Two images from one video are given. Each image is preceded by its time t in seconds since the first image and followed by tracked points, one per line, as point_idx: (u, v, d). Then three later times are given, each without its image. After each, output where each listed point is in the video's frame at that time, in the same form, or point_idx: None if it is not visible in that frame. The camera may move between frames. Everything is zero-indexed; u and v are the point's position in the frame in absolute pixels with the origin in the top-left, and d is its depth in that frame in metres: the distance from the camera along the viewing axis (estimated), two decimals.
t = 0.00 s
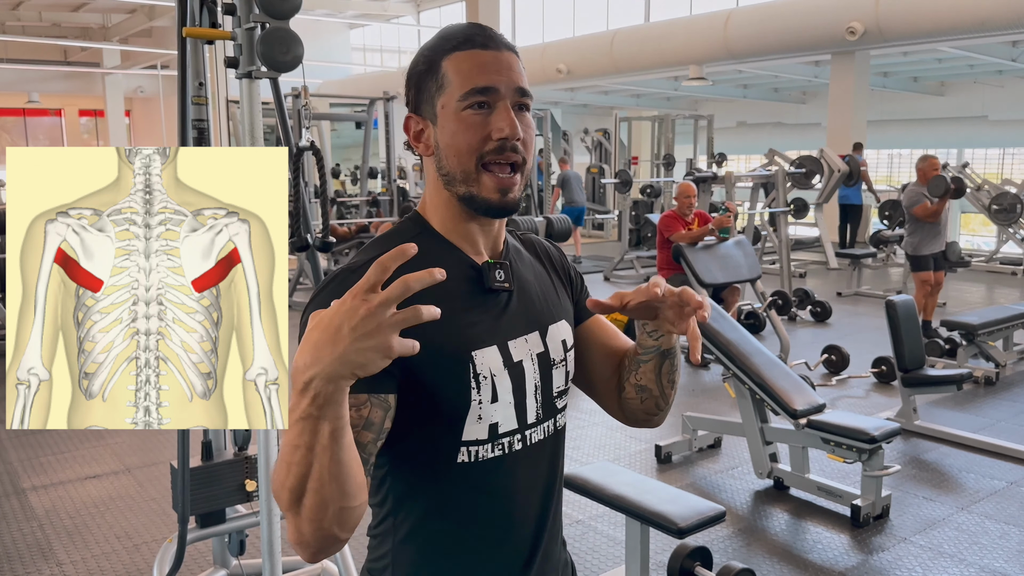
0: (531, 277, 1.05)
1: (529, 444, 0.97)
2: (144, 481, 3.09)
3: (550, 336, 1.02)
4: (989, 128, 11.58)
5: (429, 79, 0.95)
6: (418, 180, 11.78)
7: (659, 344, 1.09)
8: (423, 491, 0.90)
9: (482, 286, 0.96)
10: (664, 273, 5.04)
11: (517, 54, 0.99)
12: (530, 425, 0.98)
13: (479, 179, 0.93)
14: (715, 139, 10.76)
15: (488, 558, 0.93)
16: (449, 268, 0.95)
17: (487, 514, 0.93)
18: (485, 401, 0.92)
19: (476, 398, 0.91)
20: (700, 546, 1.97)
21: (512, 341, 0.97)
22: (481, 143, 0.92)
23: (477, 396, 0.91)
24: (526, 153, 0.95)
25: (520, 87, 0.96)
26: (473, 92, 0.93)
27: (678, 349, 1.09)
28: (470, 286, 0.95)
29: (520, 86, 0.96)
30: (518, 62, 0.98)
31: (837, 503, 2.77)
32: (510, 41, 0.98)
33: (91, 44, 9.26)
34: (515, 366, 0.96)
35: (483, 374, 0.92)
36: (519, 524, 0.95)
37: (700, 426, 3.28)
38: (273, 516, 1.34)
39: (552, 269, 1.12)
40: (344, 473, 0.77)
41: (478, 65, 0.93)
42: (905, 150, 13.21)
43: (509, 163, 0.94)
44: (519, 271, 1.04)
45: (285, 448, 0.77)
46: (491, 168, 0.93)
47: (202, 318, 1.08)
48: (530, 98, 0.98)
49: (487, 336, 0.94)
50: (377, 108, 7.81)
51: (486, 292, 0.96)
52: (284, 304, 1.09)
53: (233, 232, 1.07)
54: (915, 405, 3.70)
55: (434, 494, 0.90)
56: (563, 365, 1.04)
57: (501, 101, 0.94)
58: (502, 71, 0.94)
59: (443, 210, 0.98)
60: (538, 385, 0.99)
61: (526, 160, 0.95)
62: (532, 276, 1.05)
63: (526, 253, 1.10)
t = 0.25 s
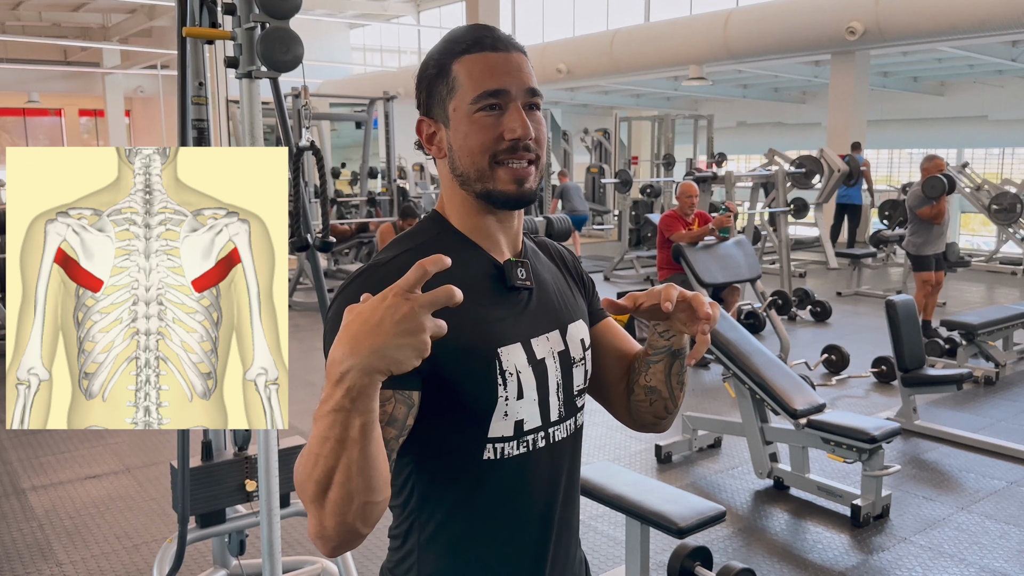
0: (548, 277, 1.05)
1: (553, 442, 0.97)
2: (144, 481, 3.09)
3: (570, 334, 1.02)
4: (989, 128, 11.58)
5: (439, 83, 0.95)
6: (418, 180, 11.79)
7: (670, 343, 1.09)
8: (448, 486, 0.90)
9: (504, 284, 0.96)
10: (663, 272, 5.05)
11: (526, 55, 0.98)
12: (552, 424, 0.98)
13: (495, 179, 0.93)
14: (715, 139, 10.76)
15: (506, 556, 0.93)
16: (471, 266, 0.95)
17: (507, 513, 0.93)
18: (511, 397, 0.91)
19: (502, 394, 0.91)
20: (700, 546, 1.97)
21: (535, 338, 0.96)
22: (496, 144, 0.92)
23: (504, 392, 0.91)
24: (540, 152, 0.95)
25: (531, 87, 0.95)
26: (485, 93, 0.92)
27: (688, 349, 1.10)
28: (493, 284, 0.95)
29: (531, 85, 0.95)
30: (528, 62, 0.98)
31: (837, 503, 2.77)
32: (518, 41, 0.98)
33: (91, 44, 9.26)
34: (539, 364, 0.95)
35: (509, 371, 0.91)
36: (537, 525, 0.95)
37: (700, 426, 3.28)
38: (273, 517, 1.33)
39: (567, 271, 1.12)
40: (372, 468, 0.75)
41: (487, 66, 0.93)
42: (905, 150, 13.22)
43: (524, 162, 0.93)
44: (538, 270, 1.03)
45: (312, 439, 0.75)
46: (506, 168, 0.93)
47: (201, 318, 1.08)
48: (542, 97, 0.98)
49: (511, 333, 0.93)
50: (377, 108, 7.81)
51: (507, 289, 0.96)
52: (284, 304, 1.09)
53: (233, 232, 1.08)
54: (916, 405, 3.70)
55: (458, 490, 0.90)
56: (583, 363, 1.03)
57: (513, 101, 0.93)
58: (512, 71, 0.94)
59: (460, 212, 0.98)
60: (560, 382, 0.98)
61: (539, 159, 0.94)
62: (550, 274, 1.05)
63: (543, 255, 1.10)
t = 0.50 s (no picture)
0: (554, 276, 1.05)
1: (559, 440, 0.97)
2: (144, 481, 3.09)
3: (575, 333, 1.02)
4: (989, 128, 11.59)
5: (443, 88, 0.95)
6: (418, 180, 11.79)
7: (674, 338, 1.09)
8: (458, 486, 0.90)
9: (511, 284, 0.96)
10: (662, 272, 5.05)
11: (528, 56, 0.97)
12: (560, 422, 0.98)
13: (500, 184, 0.93)
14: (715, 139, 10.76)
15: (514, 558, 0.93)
16: (478, 266, 0.95)
17: (514, 514, 0.92)
18: (520, 396, 0.91)
19: (511, 393, 0.91)
20: (700, 546, 1.97)
21: (544, 336, 0.96)
22: (500, 149, 0.92)
23: (513, 390, 0.91)
24: (545, 155, 0.94)
25: (535, 89, 0.94)
26: (488, 99, 0.92)
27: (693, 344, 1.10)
28: (500, 283, 0.96)
29: (535, 88, 0.94)
30: (531, 63, 0.97)
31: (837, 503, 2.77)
32: (521, 43, 0.96)
33: (92, 44, 9.26)
34: (548, 364, 0.95)
35: (518, 369, 0.91)
36: (543, 527, 0.95)
37: (700, 426, 3.28)
38: (273, 517, 1.33)
39: (569, 270, 1.12)
40: (397, 472, 0.76)
41: (490, 70, 0.92)
42: (905, 149, 13.23)
43: (529, 166, 0.93)
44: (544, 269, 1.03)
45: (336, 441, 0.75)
46: (511, 172, 0.92)
47: (201, 318, 1.08)
48: (546, 99, 0.97)
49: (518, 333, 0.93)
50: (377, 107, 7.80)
51: (515, 290, 0.96)
52: (285, 304, 1.09)
53: (233, 232, 1.08)
54: (916, 404, 3.70)
55: (468, 490, 0.90)
56: (588, 361, 1.03)
57: (516, 105, 0.92)
58: (514, 75, 0.93)
59: (467, 214, 0.98)
60: (566, 381, 0.98)
61: (546, 162, 0.94)
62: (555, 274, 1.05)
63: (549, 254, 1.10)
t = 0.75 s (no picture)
0: (551, 277, 1.05)
1: (554, 441, 0.97)
2: (143, 480, 3.09)
3: (572, 335, 1.02)
4: (989, 128, 11.59)
5: (449, 87, 0.94)
6: (418, 179, 11.80)
7: (668, 338, 1.09)
8: (453, 490, 0.90)
9: (508, 286, 0.96)
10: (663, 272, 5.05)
11: (535, 57, 0.97)
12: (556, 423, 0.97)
13: (507, 185, 0.93)
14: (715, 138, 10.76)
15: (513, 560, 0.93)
16: (476, 266, 0.95)
17: (513, 516, 0.93)
18: (515, 398, 0.91)
19: (506, 395, 0.90)
20: (700, 545, 1.96)
21: (539, 337, 0.96)
22: (507, 151, 0.91)
23: (508, 393, 0.90)
24: (551, 157, 0.94)
25: (542, 92, 0.94)
26: (497, 101, 0.91)
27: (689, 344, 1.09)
28: (496, 285, 0.95)
29: (542, 90, 0.94)
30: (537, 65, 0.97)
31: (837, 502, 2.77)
32: (528, 45, 0.96)
33: (91, 44, 9.26)
34: (543, 365, 0.95)
35: (513, 372, 0.91)
36: (541, 530, 0.95)
37: (700, 426, 3.28)
38: (273, 516, 1.33)
39: (567, 270, 1.12)
40: (408, 479, 0.76)
41: (500, 72, 0.92)
42: (905, 149, 13.23)
43: (536, 168, 0.93)
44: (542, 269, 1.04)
45: (347, 450, 0.75)
46: (518, 174, 0.92)
47: (201, 318, 1.08)
48: (552, 102, 0.97)
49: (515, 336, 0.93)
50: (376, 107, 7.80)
51: (514, 291, 0.96)
52: (284, 304, 1.09)
53: (233, 233, 1.08)
54: (916, 404, 3.69)
55: (464, 493, 0.90)
56: (584, 363, 1.03)
57: (525, 108, 0.92)
58: (523, 77, 0.93)
59: (468, 213, 0.97)
60: (561, 384, 0.98)
61: (552, 164, 0.94)
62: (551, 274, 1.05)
63: (546, 254, 1.10)
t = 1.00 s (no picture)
0: (544, 276, 1.04)
1: (545, 442, 0.96)
2: (143, 479, 3.09)
3: (565, 334, 1.02)
4: (989, 128, 11.60)
5: (428, 91, 0.95)
6: (418, 179, 11.80)
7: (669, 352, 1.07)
8: (445, 488, 0.91)
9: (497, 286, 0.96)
10: (662, 272, 5.05)
11: (514, 55, 0.96)
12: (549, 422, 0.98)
13: (486, 186, 0.93)
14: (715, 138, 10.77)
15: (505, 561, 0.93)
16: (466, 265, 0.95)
17: (510, 516, 0.93)
18: (504, 398, 0.91)
19: (495, 395, 0.91)
20: (699, 544, 1.97)
21: (531, 337, 0.97)
22: (483, 152, 0.91)
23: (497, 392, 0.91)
24: (531, 156, 0.94)
25: (518, 91, 0.94)
26: (470, 103, 0.91)
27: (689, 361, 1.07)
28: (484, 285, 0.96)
29: (520, 89, 0.94)
30: (518, 62, 0.96)
31: (836, 502, 2.77)
32: (506, 42, 0.96)
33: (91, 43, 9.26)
34: (533, 367, 0.96)
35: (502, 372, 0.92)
36: (536, 530, 0.95)
37: (699, 425, 3.28)
38: (272, 515, 1.33)
39: (567, 269, 1.12)
40: (433, 480, 0.76)
41: (473, 72, 0.92)
42: (905, 149, 13.24)
43: (514, 167, 0.92)
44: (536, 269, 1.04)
45: (378, 452, 0.75)
46: (495, 175, 0.92)
47: (201, 318, 1.08)
48: (532, 99, 0.96)
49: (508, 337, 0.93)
50: (376, 107, 7.80)
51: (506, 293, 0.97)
52: (284, 305, 1.09)
53: (233, 232, 1.09)
54: (915, 404, 3.70)
55: (455, 491, 0.91)
56: (578, 364, 1.03)
57: (498, 108, 0.92)
58: (497, 78, 0.92)
59: (456, 215, 0.97)
60: (553, 386, 0.98)
61: (531, 163, 0.93)
62: (546, 275, 1.05)
63: (543, 254, 1.09)
